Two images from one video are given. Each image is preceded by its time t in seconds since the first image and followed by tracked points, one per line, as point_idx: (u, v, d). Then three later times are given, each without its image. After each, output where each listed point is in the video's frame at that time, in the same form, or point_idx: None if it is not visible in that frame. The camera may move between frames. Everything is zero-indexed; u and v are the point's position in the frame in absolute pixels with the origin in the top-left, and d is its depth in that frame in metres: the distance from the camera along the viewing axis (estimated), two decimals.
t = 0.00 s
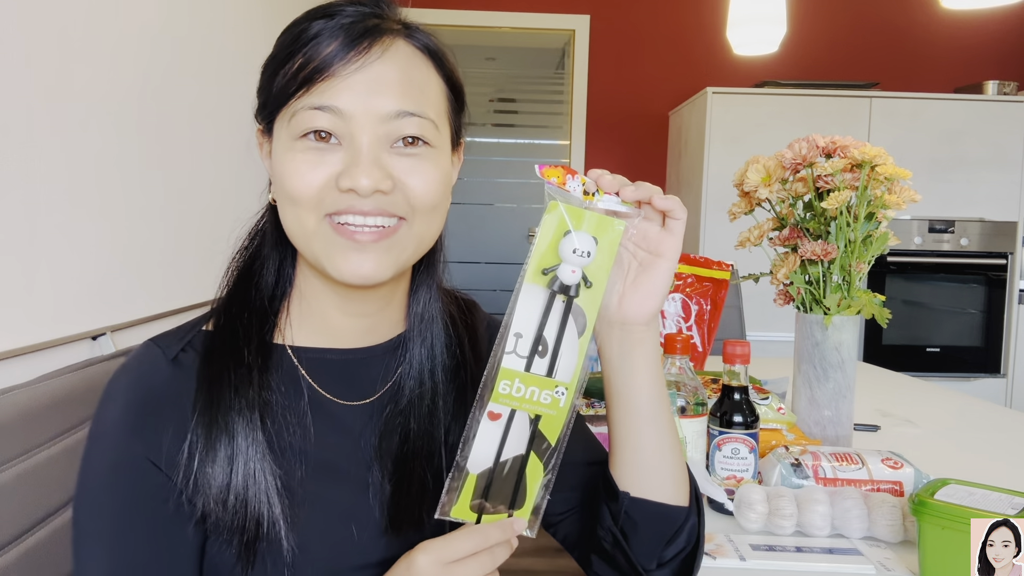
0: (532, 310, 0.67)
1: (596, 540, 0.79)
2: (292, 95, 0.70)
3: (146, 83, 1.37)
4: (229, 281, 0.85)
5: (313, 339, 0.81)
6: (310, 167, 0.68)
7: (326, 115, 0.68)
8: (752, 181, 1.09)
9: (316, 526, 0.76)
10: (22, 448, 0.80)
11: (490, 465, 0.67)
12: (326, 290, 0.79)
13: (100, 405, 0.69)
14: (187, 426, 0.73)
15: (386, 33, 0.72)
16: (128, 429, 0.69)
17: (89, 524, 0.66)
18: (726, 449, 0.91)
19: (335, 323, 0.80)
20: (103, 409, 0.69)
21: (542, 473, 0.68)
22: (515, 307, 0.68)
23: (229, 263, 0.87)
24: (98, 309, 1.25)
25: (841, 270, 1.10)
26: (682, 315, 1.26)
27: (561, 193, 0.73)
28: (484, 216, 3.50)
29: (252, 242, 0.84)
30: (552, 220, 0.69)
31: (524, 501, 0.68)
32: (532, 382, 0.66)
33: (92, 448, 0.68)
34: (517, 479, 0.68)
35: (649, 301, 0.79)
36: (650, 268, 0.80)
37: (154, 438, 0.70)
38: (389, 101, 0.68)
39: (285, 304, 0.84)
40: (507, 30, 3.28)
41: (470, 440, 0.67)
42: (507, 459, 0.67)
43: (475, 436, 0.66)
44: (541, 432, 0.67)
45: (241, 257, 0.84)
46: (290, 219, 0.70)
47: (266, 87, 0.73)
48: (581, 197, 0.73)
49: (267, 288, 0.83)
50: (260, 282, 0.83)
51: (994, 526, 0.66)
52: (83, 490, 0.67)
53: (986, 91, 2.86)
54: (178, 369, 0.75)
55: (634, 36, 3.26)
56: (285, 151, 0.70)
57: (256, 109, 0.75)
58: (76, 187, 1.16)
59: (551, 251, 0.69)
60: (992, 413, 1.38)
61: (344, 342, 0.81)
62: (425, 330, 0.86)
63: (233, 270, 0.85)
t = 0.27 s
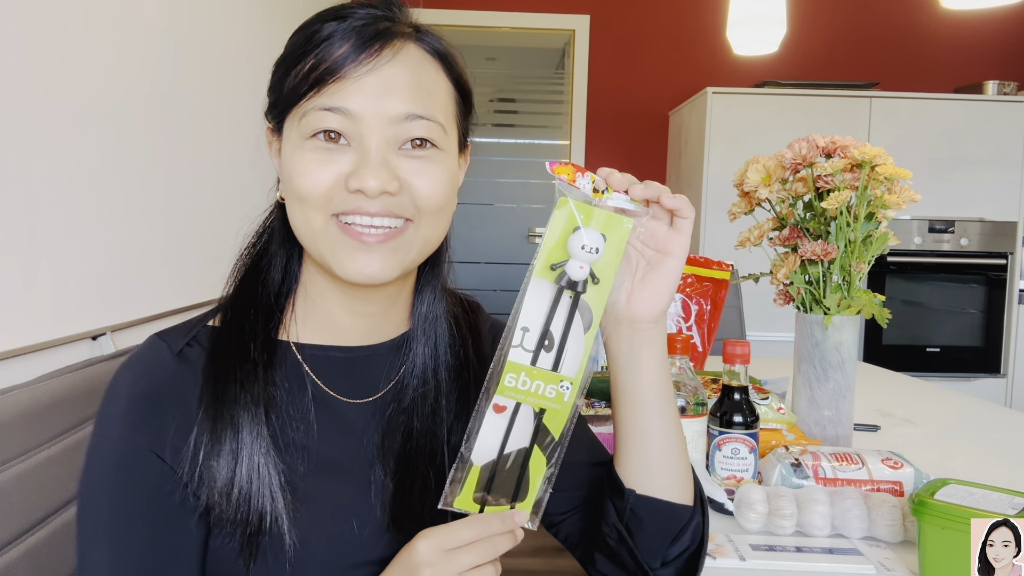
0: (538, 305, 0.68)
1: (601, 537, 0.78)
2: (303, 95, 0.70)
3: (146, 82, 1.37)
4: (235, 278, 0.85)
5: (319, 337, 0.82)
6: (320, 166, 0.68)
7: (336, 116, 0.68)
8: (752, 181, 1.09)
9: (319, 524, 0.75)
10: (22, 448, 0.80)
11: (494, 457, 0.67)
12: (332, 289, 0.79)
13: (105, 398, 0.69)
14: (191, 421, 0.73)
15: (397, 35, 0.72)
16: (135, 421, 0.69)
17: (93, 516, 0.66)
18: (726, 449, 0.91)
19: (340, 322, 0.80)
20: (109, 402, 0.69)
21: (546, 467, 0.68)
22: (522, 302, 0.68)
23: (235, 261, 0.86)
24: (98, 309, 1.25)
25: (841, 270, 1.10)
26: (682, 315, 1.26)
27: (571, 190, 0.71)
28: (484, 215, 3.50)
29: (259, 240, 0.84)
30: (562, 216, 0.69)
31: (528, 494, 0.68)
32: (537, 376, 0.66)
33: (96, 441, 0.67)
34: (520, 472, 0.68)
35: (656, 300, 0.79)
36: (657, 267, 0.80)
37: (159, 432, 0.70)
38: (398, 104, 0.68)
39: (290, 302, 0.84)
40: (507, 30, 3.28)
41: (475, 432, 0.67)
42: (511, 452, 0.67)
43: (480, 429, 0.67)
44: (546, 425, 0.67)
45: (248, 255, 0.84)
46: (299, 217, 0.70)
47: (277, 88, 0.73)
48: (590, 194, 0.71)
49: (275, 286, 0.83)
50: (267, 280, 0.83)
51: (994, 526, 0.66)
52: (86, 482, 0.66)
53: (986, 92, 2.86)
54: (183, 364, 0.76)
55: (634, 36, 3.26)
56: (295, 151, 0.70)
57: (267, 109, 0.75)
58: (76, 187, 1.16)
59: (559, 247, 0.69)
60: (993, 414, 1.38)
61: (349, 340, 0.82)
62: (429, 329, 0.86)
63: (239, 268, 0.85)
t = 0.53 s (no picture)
0: (543, 301, 0.67)
1: (601, 535, 0.78)
2: (307, 97, 0.70)
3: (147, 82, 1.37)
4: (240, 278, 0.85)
5: (322, 336, 0.81)
6: (325, 169, 0.68)
7: (341, 119, 0.68)
8: (752, 181, 1.09)
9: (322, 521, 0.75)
10: (22, 448, 0.80)
11: (495, 449, 0.67)
12: (334, 288, 0.79)
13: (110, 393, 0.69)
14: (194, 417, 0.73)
15: (400, 36, 0.72)
16: (139, 418, 0.68)
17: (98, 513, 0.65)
18: (726, 449, 0.91)
19: (343, 321, 0.80)
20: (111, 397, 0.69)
21: (545, 460, 0.68)
22: (527, 296, 0.68)
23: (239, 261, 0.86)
24: (99, 309, 1.25)
25: (841, 270, 1.10)
26: (682, 315, 1.26)
27: (579, 187, 0.70)
28: (484, 215, 3.50)
29: (264, 241, 0.85)
30: (569, 213, 0.69)
31: (527, 488, 0.68)
32: (540, 370, 0.66)
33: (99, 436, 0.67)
34: (521, 464, 0.68)
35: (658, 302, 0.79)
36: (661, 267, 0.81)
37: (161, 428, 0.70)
38: (402, 106, 0.68)
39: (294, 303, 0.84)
40: (507, 30, 3.28)
41: (476, 424, 0.66)
42: (511, 445, 0.67)
43: (482, 420, 0.66)
44: (546, 420, 0.67)
45: (253, 255, 0.85)
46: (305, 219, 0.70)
47: (281, 91, 0.73)
48: (598, 191, 0.71)
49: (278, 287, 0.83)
50: (272, 281, 0.83)
51: (994, 526, 0.66)
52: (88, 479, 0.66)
53: (986, 92, 2.86)
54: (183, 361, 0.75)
55: (634, 36, 3.27)
56: (299, 154, 0.70)
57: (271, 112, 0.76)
58: (76, 187, 1.16)
59: (566, 244, 0.68)
60: (993, 414, 1.38)
61: (351, 339, 0.81)
62: (432, 328, 0.86)
63: (244, 266, 0.85)
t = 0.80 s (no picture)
0: (587, 301, 0.69)
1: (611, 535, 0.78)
2: (294, 102, 0.69)
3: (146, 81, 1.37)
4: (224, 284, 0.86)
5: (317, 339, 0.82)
6: (319, 173, 0.67)
7: (331, 120, 0.68)
8: (752, 181, 1.09)
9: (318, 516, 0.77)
10: (22, 448, 0.81)
11: (559, 460, 0.68)
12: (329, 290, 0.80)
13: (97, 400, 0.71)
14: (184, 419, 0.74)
15: (383, 36, 0.72)
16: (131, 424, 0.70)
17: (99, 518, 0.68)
18: (726, 449, 0.91)
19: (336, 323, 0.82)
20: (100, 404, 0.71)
21: (613, 467, 0.68)
22: (569, 300, 0.69)
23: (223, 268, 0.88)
24: (99, 309, 1.25)
25: (841, 270, 1.10)
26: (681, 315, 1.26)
27: (607, 187, 0.73)
28: (484, 215, 3.50)
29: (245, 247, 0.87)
30: (600, 214, 0.71)
31: (598, 497, 0.68)
32: (593, 372, 0.68)
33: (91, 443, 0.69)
34: (586, 474, 0.68)
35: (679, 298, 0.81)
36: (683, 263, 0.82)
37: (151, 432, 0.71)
38: (395, 105, 0.69)
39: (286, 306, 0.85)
40: (507, 30, 3.28)
41: (537, 436, 0.68)
42: (574, 453, 0.67)
43: (542, 431, 0.68)
44: (609, 424, 0.67)
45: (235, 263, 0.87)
46: (298, 226, 0.70)
47: (264, 95, 0.72)
48: (625, 188, 0.73)
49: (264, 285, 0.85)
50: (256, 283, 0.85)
51: (994, 526, 0.66)
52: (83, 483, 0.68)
53: (986, 92, 2.86)
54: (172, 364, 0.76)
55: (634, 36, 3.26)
56: (291, 159, 0.69)
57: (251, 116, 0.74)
58: (76, 187, 1.16)
59: (601, 244, 0.70)
60: (993, 414, 1.38)
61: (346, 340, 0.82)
62: (425, 324, 0.87)
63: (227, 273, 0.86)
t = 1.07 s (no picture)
0: (604, 284, 0.67)
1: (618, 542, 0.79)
2: (285, 100, 0.68)
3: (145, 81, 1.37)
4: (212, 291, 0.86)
5: (307, 342, 0.82)
6: (322, 176, 0.67)
7: (329, 121, 0.66)
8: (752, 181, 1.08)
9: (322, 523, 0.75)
10: (22, 448, 0.80)
11: (559, 459, 0.66)
12: (326, 295, 0.80)
13: (94, 411, 0.70)
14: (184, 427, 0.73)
15: (368, 26, 0.71)
16: (125, 433, 0.69)
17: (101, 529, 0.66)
18: (726, 449, 0.91)
19: (328, 324, 0.82)
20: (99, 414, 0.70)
21: (618, 476, 0.66)
22: (587, 278, 0.67)
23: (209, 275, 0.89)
24: (97, 308, 1.25)
25: (841, 270, 1.10)
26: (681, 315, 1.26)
27: (637, 156, 0.67)
28: (484, 215, 3.51)
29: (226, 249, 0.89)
30: (629, 181, 0.66)
31: (600, 508, 0.66)
32: (603, 363, 0.65)
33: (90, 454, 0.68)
34: (589, 477, 0.66)
35: (689, 321, 0.75)
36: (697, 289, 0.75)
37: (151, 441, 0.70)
38: (394, 102, 0.68)
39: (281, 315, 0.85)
40: (506, 30, 3.29)
41: (536, 433, 0.66)
42: (578, 455, 0.66)
43: (541, 428, 0.66)
44: (617, 422, 0.66)
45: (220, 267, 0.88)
46: (299, 233, 0.69)
47: (253, 95, 0.71)
48: (659, 161, 0.67)
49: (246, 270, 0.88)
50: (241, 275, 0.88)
51: (994, 526, 0.66)
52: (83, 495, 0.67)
53: (986, 91, 2.86)
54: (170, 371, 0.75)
55: (633, 36, 3.26)
56: (289, 163, 0.68)
57: (238, 117, 0.73)
58: (75, 187, 1.16)
59: (626, 218, 0.67)
60: (993, 413, 1.38)
61: (337, 344, 0.84)
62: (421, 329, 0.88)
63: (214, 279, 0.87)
